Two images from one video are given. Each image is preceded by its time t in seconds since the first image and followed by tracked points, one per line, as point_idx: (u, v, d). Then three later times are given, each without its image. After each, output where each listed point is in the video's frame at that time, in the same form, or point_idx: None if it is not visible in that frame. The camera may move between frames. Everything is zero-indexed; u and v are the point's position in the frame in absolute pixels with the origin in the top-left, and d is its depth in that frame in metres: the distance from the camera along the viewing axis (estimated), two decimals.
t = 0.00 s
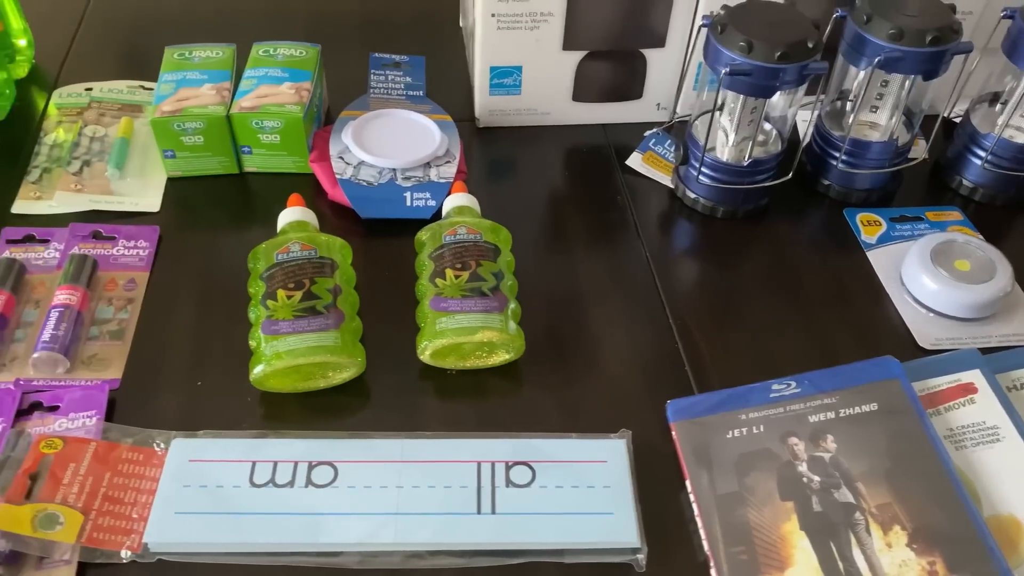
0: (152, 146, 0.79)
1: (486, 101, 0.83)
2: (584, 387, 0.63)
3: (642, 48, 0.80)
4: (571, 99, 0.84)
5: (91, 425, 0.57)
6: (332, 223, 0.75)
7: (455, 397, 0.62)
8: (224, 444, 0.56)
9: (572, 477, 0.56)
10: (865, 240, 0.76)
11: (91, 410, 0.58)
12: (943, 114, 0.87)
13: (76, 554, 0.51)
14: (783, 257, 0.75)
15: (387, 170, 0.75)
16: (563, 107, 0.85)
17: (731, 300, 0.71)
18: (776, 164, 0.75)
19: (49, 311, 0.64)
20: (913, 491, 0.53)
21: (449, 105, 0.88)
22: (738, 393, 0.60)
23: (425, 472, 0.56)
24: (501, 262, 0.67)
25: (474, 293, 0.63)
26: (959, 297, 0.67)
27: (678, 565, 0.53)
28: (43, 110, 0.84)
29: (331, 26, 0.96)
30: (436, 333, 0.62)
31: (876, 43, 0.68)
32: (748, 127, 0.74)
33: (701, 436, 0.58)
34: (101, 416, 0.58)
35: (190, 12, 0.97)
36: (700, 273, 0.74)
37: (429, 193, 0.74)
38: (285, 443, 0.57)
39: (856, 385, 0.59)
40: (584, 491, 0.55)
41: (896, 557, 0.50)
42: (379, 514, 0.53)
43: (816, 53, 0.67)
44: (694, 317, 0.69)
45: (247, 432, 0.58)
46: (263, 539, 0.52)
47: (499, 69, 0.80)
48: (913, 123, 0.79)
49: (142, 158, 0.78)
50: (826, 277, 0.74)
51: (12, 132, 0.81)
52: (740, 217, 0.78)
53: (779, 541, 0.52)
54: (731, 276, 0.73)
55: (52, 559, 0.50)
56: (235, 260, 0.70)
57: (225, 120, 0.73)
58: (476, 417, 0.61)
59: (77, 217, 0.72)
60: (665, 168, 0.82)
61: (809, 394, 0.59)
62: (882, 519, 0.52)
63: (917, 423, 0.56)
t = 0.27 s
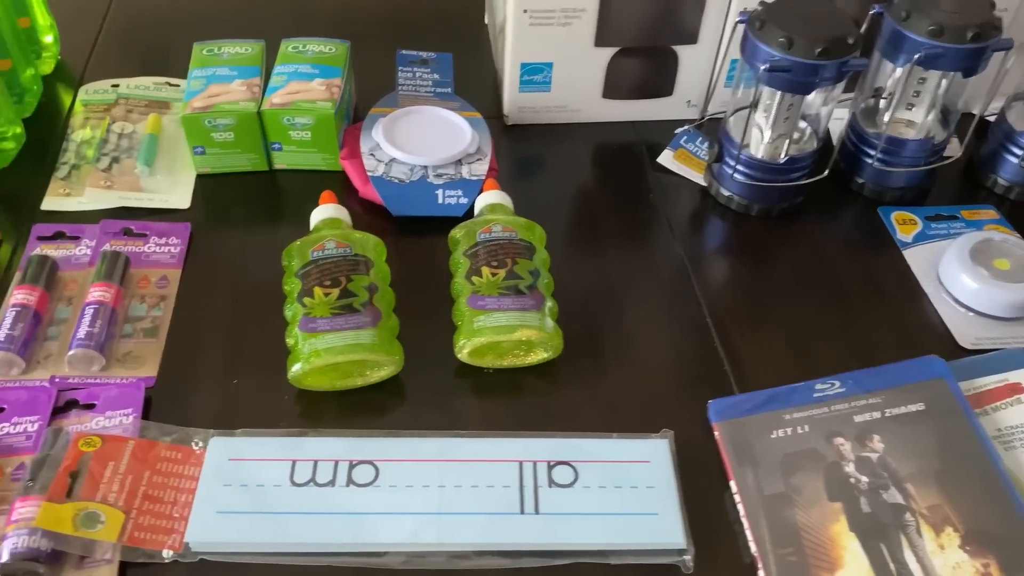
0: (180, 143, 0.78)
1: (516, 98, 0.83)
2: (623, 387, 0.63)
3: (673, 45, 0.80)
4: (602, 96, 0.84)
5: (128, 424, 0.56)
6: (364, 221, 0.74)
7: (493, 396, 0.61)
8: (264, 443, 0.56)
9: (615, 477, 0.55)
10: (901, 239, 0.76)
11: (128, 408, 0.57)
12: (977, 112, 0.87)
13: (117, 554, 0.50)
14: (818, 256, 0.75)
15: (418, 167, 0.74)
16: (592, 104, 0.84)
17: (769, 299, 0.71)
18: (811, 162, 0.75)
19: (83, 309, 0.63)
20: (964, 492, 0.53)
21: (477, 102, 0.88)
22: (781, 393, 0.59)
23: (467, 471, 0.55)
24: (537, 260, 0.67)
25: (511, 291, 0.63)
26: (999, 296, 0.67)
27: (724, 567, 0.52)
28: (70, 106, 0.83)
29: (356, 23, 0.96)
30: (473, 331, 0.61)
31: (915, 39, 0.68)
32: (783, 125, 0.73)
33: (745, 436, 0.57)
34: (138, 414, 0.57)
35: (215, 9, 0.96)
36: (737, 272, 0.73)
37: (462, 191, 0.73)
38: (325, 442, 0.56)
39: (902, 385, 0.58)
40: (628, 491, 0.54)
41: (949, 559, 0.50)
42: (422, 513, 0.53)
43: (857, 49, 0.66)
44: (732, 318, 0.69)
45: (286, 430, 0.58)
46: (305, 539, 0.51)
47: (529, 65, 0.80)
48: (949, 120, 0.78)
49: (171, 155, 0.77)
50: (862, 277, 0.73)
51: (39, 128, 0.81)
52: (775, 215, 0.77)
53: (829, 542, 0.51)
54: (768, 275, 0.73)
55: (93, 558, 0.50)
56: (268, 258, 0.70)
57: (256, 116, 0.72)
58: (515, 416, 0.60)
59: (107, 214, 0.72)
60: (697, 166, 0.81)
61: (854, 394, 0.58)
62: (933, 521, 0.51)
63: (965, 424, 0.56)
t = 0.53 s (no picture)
0: (221, 142, 0.78)
1: (555, 97, 0.82)
2: (674, 388, 0.62)
3: (715, 44, 0.79)
4: (641, 96, 0.83)
5: (180, 424, 0.56)
6: (406, 220, 0.74)
7: (544, 397, 0.61)
8: (318, 444, 0.56)
9: (672, 480, 0.55)
10: (947, 239, 0.75)
11: (180, 408, 0.57)
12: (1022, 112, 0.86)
13: (176, 556, 0.50)
14: (864, 257, 0.74)
15: (462, 167, 0.74)
16: (632, 103, 0.84)
17: (817, 300, 0.71)
18: (857, 162, 0.74)
19: (130, 308, 0.63)
20: None
21: (515, 102, 0.87)
22: (836, 395, 0.59)
23: (523, 473, 0.54)
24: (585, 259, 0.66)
25: (561, 291, 0.62)
26: None
27: (785, 570, 0.52)
28: (107, 105, 0.83)
29: (390, 23, 0.95)
30: (524, 332, 0.61)
31: (966, 38, 0.67)
32: (829, 125, 0.72)
33: (801, 439, 0.56)
34: (189, 414, 0.57)
35: (248, 8, 0.96)
36: (782, 274, 0.73)
37: (505, 190, 0.73)
38: (378, 443, 0.56)
39: (960, 387, 0.58)
40: (686, 494, 0.54)
41: (1016, 563, 0.49)
42: (480, 515, 0.52)
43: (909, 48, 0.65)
44: (780, 319, 0.69)
45: (339, 431, 0.57)
46: (364, 540, 0.51)
47: (570, 64, 0.79)
48: (997, 119, 0.77)
49: (212, 154, 0.77)
50: (909, 278, 0.73)
51: (78, 127, 0.80)
52: (819, 216, 0.77)
53: (892, 546, 0.51)
54: (814, 276, 0.73)
55: (152, 559, 0.50)
56: (313, 258, 0.70)
57: (299, 115, 0.72)
58: (567, 418, 0.60)
59: (150, 214, 0.72)
60: (739, 166, 0.81)
61: (911, 396, 0.58)
62: (997, 525, 0.51)
63: None
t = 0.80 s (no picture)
0: (250, 143, 0.78)
1: (586, 99, 0.82)
2: (713, 393, 0.62)
3: (748, 45, 0.78)
4: (671, 97, 0.83)
5: (219, 429, 0.56)
6: (438, 222, 0.73)
7: (583, 402, 0.60)
8: (357, 449, 0.55)
9: (715, 488, 0.54)
10: (984, 243, 0.75)
11: (218, 412, 0.57)
12: None
13: (217, 562, 0.50)
14: (899, 261, 0.74)
15: (494, 169, 0.73)
16: (662, 105, 0.83)
17: (854, 305, 0.70)
18: (893, 165, 0.73)
19: (165, 311, 0.63)
20: None
21: (543, 103, 0.87)
22: (878, 400, 0.58)
23: (565, 480, 0.54)
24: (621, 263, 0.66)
25: (599, 296, 0.62)
26: None
27: None
28: (135, 107, 0.82)
29: (415, 23, 0.95)
30: (562, 337, 0.60)
31: (1005, 41, 0.66)
32: (865, 127, 0.72)
33: (845, 445, 0.56)
34: (227, 419, 0.57)
35: (273, 8, 0.95)
36: (818, 277, 0.72)
37: (537, 193, 0.73)
38: (418, 449, 0.55)
39: (1004, 393, 0.58)
40: (731, 501, 0.54)
41: None
42: (523, 522, 0.52)
43: (949, 50, 0.65)
44: (817, 324, 0.68)
45: (378, 436, 0.57)
46: (407, 546, 0.50)
47: (601, 66, 0.79)
48: None
49: (242, 156, 0.77)
50: (946, 282, 0.72)
51: (106, 129, 0.80)
52: (854, 219, 0.77)
53: (941, 555, 0.50)
54: (849, 280, 0.72)
55: (193, 566, 0.49)
56: (346, 261, 0.69)
57: (331, 117, 0.71)
58: (607, 423, 0.59)
59: (181, 216, 0.71)
60: (771, 168, 0.80)
61: (955, 403, 0.57)
62: None
63: None
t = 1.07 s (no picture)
0: (275, 145, 0.77)
1: (611, 99, 0.82)
2: (747, 397, 0.61)
3: (775, 45, 0.78)
4: (697, 98, 0.82)
5: (251, 433, 0.55)
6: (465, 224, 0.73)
7: (616, 405, 0.60)
8: (391, 453, 0.55)
9: (753, 493, 0.54)
10: (1015, 245, 0.74)
11: (250, 417, 0.56)
12: None
13: (253, 567, 0.50)
14: (929, 263, 0.73)
15: (521, 170, 0.73)
16: (687, 105, 0.83)
17: (885, 308, 0.70)
18: (922, 166, 0.73)
19: (194, 315, 0.62)
20: None
21: (567, 104, 0.86)
22: (915, 404, 0.57)
23: (602, 485, 0.54)
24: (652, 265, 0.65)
25: (631, 298, 0.61)
26: None
27: None
28: (158, 108, 0.82)
29: (436, 23, 0.94)
30: (595, 340, 0.60)
31: None
32: (895, 128, 0.71)
33: (882, 450, 0.55)
34: (260, 423, 0.56)
35: (293, 9, 0.95)
36: (848, 279, 0.72)
37: (564, 195, 0.72)
38: (452, 453, 0.55)
39: None
40: (769, 506, 0.53)
41: None
42: (560, 528, 0.51)
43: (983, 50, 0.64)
44: (849, 327, 0.68)
45: (412, 440, 0.57)
46: (443, 552, 0.50)
47: (627, 66, 0.79)
48: None
49: (266, 158, 0.76)
50: (977, 284, 0.71)
51: (129, 130, 0.80)
52: (883, 220, 0.76)
53: (983, 561, 0.50)
54: (880, 282, 0.72)
55: (230, 572, 0.49)
56: (373, 264, 0.69)
57: (357, 119, 0.71)
58: (641, 427, 0.59)
59: (207, 218, 0.71)
60: (798, 169, 0.80)
61: (994, 407, 0.57)
62: None
63: None
